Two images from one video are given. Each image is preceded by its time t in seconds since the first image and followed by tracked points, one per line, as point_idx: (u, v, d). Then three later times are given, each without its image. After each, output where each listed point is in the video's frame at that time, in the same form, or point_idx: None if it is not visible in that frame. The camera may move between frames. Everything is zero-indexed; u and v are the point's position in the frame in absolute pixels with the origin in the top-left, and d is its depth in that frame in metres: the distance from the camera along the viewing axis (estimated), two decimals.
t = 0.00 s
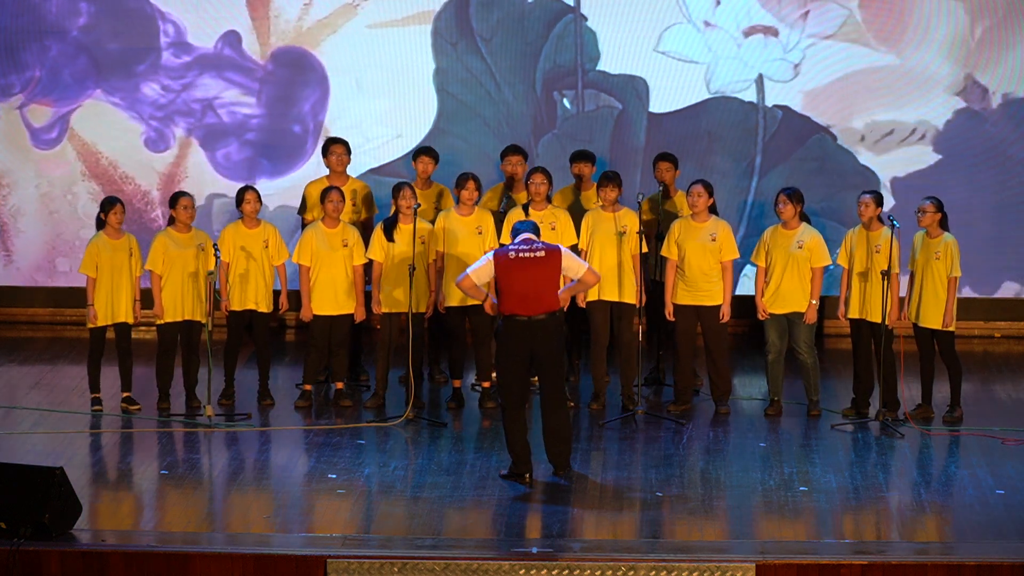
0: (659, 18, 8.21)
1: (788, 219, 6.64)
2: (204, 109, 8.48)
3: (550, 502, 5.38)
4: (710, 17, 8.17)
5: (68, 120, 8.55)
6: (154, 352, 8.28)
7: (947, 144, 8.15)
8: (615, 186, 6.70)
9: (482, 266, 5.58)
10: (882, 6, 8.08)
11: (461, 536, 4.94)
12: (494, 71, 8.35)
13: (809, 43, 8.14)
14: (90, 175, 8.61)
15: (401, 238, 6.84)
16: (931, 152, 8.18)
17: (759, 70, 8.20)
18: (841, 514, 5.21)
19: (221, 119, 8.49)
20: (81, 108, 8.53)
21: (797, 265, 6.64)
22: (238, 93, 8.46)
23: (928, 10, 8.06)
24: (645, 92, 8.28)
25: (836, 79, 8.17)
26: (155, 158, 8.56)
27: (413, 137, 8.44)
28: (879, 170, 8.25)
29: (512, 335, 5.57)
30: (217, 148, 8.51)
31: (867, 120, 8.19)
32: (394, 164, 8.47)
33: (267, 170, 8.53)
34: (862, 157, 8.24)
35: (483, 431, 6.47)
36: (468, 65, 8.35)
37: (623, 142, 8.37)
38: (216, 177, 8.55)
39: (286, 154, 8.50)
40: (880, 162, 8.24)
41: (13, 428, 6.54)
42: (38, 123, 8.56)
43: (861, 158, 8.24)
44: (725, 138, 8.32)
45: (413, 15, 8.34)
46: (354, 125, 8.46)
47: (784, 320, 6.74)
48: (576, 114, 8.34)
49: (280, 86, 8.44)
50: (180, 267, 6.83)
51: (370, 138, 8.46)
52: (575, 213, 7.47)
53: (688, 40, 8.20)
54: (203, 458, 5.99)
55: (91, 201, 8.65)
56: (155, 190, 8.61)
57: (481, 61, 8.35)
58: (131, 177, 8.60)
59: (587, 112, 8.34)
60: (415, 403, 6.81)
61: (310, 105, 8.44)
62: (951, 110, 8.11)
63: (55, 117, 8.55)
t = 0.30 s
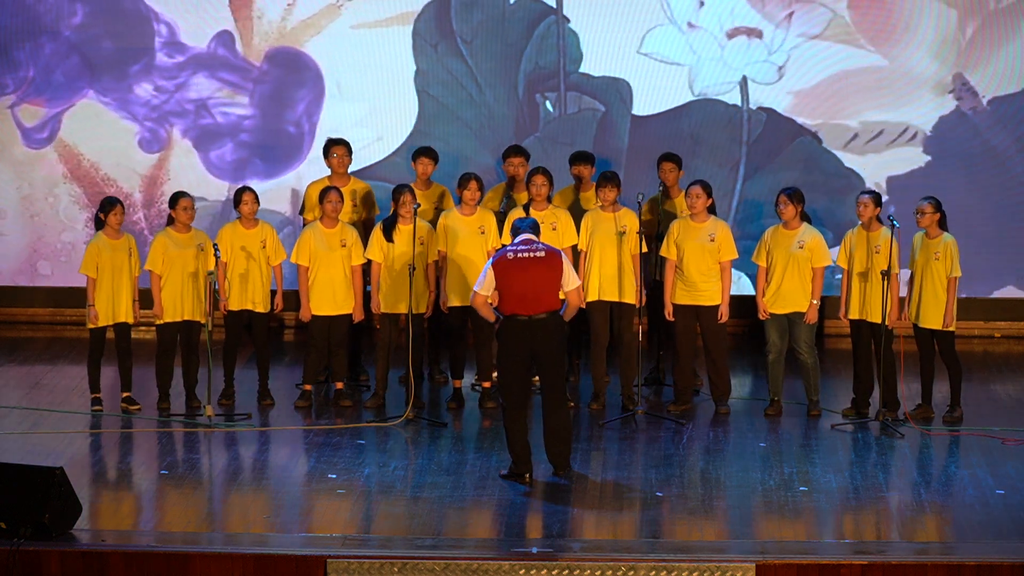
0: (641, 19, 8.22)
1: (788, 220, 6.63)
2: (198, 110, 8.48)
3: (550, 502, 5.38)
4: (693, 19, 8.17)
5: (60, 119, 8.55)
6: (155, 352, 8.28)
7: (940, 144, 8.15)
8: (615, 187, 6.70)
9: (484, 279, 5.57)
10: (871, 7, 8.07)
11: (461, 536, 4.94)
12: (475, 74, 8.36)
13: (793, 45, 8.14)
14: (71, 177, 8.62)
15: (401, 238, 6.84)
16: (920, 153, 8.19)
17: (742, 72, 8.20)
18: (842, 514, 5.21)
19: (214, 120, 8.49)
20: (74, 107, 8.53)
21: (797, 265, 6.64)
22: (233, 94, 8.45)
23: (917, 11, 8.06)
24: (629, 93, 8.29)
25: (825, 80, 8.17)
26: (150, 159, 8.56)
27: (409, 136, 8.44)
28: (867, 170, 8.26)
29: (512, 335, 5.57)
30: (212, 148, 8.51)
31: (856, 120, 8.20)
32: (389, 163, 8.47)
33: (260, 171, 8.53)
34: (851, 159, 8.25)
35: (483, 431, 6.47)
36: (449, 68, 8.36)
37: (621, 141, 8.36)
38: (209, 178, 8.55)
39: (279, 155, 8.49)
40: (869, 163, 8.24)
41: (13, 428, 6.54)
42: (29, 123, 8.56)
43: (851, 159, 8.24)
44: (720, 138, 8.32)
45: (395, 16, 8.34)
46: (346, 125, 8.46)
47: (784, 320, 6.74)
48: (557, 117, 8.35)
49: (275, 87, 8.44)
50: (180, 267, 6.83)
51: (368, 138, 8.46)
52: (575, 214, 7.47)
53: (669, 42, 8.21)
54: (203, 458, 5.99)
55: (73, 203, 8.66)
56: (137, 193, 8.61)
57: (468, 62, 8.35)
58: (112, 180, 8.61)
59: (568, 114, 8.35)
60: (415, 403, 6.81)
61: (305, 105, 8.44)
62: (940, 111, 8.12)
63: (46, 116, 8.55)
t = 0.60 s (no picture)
0: (623, 21, 8.21)
1: (788, 220, 6.63)
2: (192, 111, 8.48)
3: (549, 502, 5.38)
4: (676, 21, 8.17)
5: (52, 119, 8.55)
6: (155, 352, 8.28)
7: (932, 144, 8.15)
8: (617, 187, 6.71)
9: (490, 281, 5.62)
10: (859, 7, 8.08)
11: (461, 536, 4.94)
12: (455, 76, 8.37)
13: (777, 48, 8.14)
14: (51, 180, 8.63)
15: (401, 238, 6.84)
16: (911, 154, 8.18)
17: (725, 74, 8.20)
18: (842, 514, 5.21)
19: (208, 121, 8.48)
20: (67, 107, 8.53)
21: (797, 265, 6.65)
22: (227, 95, 8.45)
23: (906, 11, 8.06)
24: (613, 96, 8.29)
25: (814, 81, 8.17)
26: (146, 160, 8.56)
27: (406, 135, 8.44)
28: (858, 172, 8.26)
29: (511, 335, 5.57)
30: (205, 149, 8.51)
31: (845, 121, 8.20)
32: (385, 163, 8.47)
33: (254, 173, 8.53)
34: (841, 161, 8.25)
35: (483, 431, 6.47)
36: (428, 70, 8.37)
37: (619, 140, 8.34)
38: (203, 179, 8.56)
39: (273, 157, 8.50)
40: (858, 164, 8.24)
41: (13, 428, 6.54)
42: (21, 122, 8.56)
43: (850, 159, 8.24)
44: (717, 138, 8.30)
45: (376, 17, 8.35)
46: (341, 125, 8.46)
47: (785, 320, 6.73)
48: (538, 120, 8.36)
49: (269, 87, 8.44)
50: (179, 267, 6.83)
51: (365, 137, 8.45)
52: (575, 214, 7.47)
53: (651, 44, 8.21)
54: (203, 458, 5.99)
55: (53, 206, 8.67)
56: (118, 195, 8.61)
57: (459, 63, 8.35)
58: (93, 183, 8.62)
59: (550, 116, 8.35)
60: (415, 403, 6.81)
61: (300, 106, 8.43)
62: (931, 111, 8.12)
63: (38, 115, 8.55)
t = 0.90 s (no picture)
0: (606, 23, 8.23)
1: (787, 219, 6.63)
2: (187, 111, 8.48)
3: (549, 502, 5.39)
4: (659, 22, 8.18)
5: (45, 119, 8.55)
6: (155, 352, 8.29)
7: (925, 145, 8.17)
8: (623, 187, 6.71)
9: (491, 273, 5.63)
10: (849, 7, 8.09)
11: (461, 536, 4.95)
12: (436, 78, 8.39)
13: (761, 51, 8.16)
14: (33, 182, 8.64)
15: (402, 238, 6.84)
16: (902, 155, 8.19)
17: (710, 76, 8.21)
18: (842, 514, 5.22)
19: (204, 121, 8.48)
20: (60, 106, 8.52)
21: (797, 265, 6.65)
22: (222, 96, 8.45)
23: (896, 11, 8.07)
24: (600, 97, 8.30)
25: (803, 82, 8.19)
26: (143, 161, 8.56)
27: (402, 135, 8.45)
28: (854, 172, 8.27)
29: (511, 335, 5.57)
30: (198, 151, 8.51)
31: (835, 122, 8.22)
32: (382, 162, 8.48)
33: (249, 174, 8.53)
34: (834, 163, 8.27)
35: (483, 431, 6.47)
36: (410, 72, 8.39)
37: (619, 139, 8.34)
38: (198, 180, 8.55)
39: (269, 158, 8.50)
40: (848, 165, 8.27)
41: (12, 428, 6.54)
42: (14, 122, 8.56)
43: (849, 158, 8.26)
44: (710, 138, 8.31)
45: (359, 18, 8.35)
46: (340, 124, 8.46)
47: (784, 319, 6.73)
48: (520, 122, 8.37)
49: (264, 88, 8.44)
50: (179, 267, 6.83)
51: (362, 137, 8.46)
52: (576, 214, 7.46)
53: (635, 45, 8.22)
54: (203, 458, 5.99)
55: (36, 208, 8.68)
56: (101, 197, 8.64)
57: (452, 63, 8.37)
58: (75, 185, 8.63)
59: (533, 119, 8.37)
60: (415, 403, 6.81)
61: (295, 107, 8.43)
62: (921, 112, 8.14)
63: (31, 115, 8.55)
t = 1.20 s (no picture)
0: (588, 25, 8.24)
1: (787, 218, 6.63)
2: (182, 113, 8.48)
3: (548, 502, 5.38)
4: (642, 24, 8.19)
5: (38, 119, 8.55)
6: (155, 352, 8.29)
7: (917, 145, 8.18)
8: (627, 187, 6.71)
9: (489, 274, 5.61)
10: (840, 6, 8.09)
11: (462, 536, 4.95)
12: (416, 80, 8.40)
13: (745, 53, 8.17)
14: (15, 185, 8.66)
15: (401, 237, 6.85)
16: (892, 157, 8.21)
17: (693, 79, 8.22)
18: (842, 514, 5.22)
19: (199, 123, 8.48)
20: (54, 105, 8.52)
21: (797, 265, 6.65)
22: (217, 98, 8.45)
23: (889, 11, 8.08)
24: (585, 99, 8.32)
25: (793, 82, 8.20)
26: (139, 163, 8.57)
27: (400, 134, 8.45)
28: (854, 170, 8.27)
29: (511, 335, 5.57)
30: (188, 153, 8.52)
31: (824, 124, 8.23)
32: (380, 162, 8.48)
33: (245, 176, 8.53)
34: (837, 160, 8.27)
35: (482, 431, 6.47)
36: (389, 74, 8.39)
37: (620, 138, 8.35)
38: (193, 181, 8.55)
39: (265, 160, 8.50)
40: (838, 166, 8.28)
41: (12, 428, 6.55)
42: (8, 122, 8.56)
43: (847, 158, 8.26)
44: (702, 139, 8.31)
45: (339, 20, 8.34)
46: (338, 124, 8.46)
47: (784, 319, 6.73)
48: (502, 125, 8.39)
49: (260, 89, 8.44)
50: (179, 267, 6.83)
51: (360, 137, 8.46)
52: (577, 214, 7.46)
53: (617, 48, 8.23)
54: (203, 459, 5.99)
55: (16, 211, 8.70)
56: (80, 201, 8.64)
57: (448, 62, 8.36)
58: (55, 188, 8.64)
59: (514, 122, 8.39)
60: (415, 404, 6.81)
61: (291, 109, 8.44)
62: (911, 113, 8.15)
63: (25, 114, 8.55)
